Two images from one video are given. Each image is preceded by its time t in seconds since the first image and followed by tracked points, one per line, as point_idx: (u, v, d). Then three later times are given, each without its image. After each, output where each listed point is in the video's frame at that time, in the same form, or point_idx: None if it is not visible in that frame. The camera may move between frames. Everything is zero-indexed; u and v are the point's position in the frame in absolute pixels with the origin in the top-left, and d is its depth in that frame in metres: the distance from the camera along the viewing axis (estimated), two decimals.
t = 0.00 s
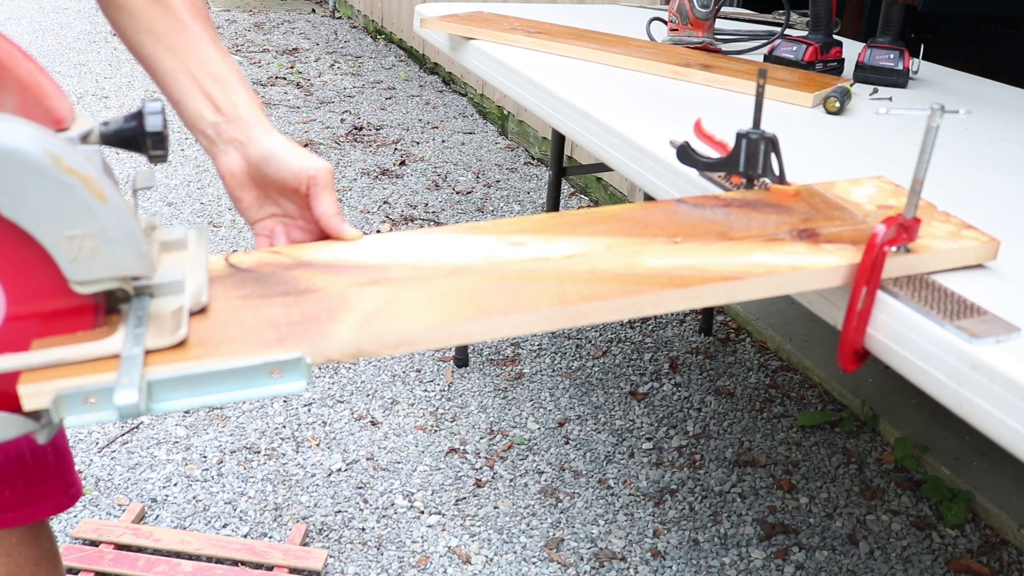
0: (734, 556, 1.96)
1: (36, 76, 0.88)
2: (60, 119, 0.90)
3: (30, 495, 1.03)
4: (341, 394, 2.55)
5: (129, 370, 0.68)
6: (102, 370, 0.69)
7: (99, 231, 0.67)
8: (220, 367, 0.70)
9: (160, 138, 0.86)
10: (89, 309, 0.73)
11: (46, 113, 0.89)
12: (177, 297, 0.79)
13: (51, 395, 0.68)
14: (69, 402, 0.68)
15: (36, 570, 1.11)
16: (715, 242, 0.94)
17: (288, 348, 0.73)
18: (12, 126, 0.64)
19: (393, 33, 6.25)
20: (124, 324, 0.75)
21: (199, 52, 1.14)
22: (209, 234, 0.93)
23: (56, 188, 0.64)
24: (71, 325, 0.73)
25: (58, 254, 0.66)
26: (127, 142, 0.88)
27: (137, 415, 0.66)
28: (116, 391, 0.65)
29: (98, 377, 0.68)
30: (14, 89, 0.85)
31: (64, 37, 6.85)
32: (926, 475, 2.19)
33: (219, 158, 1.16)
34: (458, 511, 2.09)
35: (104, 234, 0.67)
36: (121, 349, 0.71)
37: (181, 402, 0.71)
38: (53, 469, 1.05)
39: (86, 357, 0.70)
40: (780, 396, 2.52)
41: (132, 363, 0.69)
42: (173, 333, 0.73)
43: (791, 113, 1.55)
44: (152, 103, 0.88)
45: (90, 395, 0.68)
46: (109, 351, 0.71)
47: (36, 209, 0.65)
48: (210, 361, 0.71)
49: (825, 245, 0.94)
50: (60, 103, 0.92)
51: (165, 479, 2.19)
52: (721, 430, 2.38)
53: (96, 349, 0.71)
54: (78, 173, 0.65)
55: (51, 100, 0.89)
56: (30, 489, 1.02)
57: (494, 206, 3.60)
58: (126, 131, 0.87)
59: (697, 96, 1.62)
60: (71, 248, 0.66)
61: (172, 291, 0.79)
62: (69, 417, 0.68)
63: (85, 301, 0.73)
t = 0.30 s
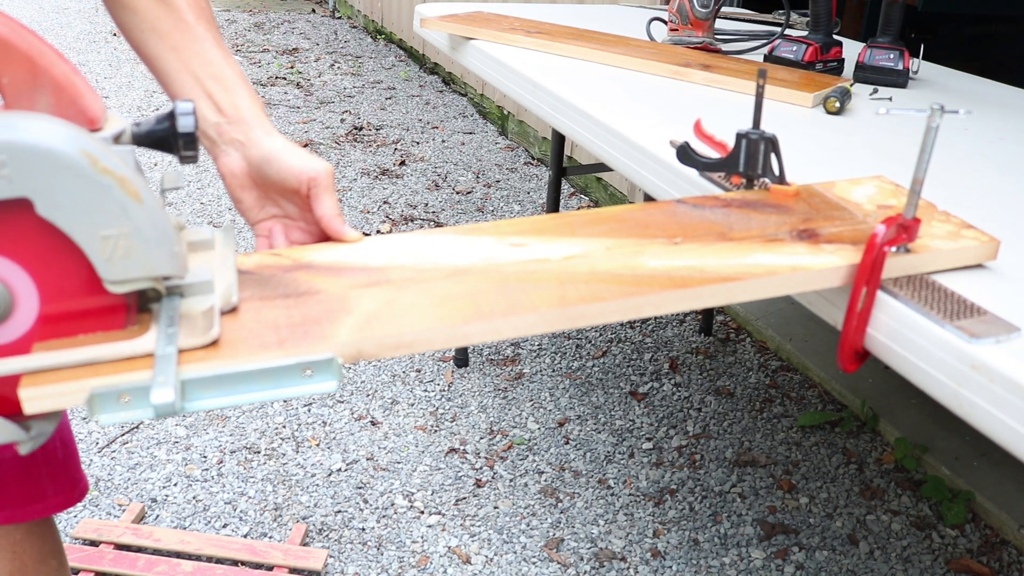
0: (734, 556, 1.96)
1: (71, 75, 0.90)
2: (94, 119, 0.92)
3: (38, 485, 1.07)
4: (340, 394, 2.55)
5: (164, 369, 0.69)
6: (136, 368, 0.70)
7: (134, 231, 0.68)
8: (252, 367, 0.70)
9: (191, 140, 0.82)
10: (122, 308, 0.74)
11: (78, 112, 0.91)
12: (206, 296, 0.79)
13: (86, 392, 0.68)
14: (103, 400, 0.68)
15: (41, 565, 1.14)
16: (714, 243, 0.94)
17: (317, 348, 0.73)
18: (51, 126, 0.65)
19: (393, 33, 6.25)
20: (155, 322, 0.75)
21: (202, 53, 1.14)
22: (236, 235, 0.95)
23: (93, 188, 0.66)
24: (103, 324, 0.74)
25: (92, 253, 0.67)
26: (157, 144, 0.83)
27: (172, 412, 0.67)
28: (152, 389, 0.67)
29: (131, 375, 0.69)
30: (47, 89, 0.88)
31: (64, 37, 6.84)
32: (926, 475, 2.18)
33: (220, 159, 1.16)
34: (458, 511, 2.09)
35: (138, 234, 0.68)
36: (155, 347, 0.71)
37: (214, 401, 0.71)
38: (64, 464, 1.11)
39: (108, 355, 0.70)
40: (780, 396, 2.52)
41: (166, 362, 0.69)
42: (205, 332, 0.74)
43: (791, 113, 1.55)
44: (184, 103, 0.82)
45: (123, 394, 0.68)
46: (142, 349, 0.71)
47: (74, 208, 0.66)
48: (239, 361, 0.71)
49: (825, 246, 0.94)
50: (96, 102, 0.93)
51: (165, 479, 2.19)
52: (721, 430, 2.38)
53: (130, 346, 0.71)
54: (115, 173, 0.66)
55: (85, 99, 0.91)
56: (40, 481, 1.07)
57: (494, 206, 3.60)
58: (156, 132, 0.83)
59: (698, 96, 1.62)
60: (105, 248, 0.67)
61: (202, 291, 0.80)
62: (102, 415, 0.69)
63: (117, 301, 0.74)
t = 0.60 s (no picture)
0: (734, 556, 1.96)
1: (86, 69, 0.91)
2: (107, 112, 0.92)
3: (62, 474, 1.14)
4: (340, 393, 2.55)
5: (178, 360, 0.69)
6: (150, 359, 0.70)
7: (149, 223, 0.68)
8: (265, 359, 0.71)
9: (204, 133, 0.83)
10: (135, 301, 0.75)
11: (93, 105, 0.91)
12: (217, 290, 0.80)
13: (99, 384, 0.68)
14: (117, 392, 0.68)
15: (58, 557, 1.18)
16: (714, 242, 0.94)
17: (330, 341, 0.74)
18: (69, 117, 0.65)
19: (393, 33, 6.25)
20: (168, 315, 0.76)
21: (233, 61, 1.13)
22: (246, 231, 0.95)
23: (109, 179, 0.66)
24: (116, 316, 0.74)
25: (108, 245, 0.68)
26: (171, 137, 0.85)
27: (187, 403, 0.68)
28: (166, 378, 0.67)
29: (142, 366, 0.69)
30: (63, 81, 0.90)
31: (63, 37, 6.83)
32: (926, 475, 2.18)
33: (264, 166, 1.16)
34: (458, 511, 2.09)
35: (153, 227, 0.68)
36: (168, 340, 0.72)
37: (227, 393, 0.71)
38: (83, 454, 1.18)
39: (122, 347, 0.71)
40: (780, 396, 2.52)
41: (180, 354, 0.70)
42: (217, 325, 0.74)
43: (791, 112, 1.55)
44: (197, 96, 0.83)
45: (137, 386, 0.68)
46: (155, 341, 0.72)
47: (88, 199, 0.66)
48: (251, 354, 0.72)
49: (825, 245, 0.94)
50: (111, 96, 0.93)
51: (165, 479, 2.19)
52: (721, 430, 2.38)
53: (143, 338, 0.72)
54: (130, 164, 0.67)
55: (101, 93, 0.92)
56: (64, 470, 1.14)
57: (494, 206, 3.60)
58: (170, 126, 0.84)
59: (698, 96, 1.62)
60: (120, 240, 0.68)
61: (213, 283, 0.80)
62: (114, 407, 0.69)
63: (130, 293, 0.74)
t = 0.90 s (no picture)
0: (734, 556, 1.96)
1: (153, 62, 0.90)
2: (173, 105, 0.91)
3: (73, 473, 1.19)
4: (340, 394, 2.55)
5: (249, 349, 0.71)
6: (219, 348, 0.73)
7: (217, 214, 0.71)
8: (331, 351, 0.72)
9: (268, 127, 0.81)
10: (199, 291, 0.77)
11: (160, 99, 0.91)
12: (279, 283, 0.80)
13: (170, 372, 0.71)
14: (186, 380, 0.71)
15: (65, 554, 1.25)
16: (714, 241, 0.94)
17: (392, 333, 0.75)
18: (143, 112, 0.69)
19: (393, 33, 6.24)
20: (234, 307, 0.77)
21: (247, 61, 1.17)
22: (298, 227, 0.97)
23: (182, 170, 0.69)
24: (180, 305, 0.76)
25: (177, 236, 0.71)
26: (235, 131, 0.82)
27: (259, 392, 0.71)
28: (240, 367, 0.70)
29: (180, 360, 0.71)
30: (131, 74, 0.88)
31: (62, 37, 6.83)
32: (926, 475, 2.18)
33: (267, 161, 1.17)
34: (458, 511, 2.09)
35: (222, 217, 0.72)
36: (236, 329, 0.74)
37: (292, 382, 0.73)
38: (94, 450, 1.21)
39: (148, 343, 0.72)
40: (780, 396, 2.52)
41: (249, 343, 0.72)
42: (283, 315, 0.76)
43: (791, 112, 1.55)
44: (259, 89, 0.81)
45: (205, 374, 0.71)
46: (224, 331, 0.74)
47: (157, 189, 0.69)
48: (313, 345, 0.73)
49: (825, 245, 0.94)
50: (173, 89, 0.93)
51: (165, 479, 2.19)
52: (721, 430, 2.38)
53: (214, 327, 0.74)
54: (201, 157, 0.70)
55: (166, 86, 0.92)
56: (79, 470, 1.19)
57: (494, 206, 3.60)
58: (234, 119, 0.81)
59: (698, 96, 1.62)
60: (189, 231, 0.71)
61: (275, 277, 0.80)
62: (183, 396, 0.71)
63: (195, 284, 0.76)
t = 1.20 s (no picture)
0: (734, 556, 1.96)
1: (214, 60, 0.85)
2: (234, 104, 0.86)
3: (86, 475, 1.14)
4: (340, 394, 2.55)
5: (311, 343, 0.74)
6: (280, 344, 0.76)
7: (277, 211, 0.75)
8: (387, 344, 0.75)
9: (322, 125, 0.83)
10: (257, 287, 0.80)
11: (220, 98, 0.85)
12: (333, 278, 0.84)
13: (232, 366, 0.74)
14: (248, 373, 0.74)
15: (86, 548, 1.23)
16: (714, 242, 0.94)
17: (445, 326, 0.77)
18: (203, 107, 0.71)
19: (393, 33, 6.24)
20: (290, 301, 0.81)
21: (290, 65, 1.22)
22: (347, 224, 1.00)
23: (248, 168, 0.73)
24: (239, 302, 0.80)
25: (240, 232, 0.75)
26: (291, 129, 0.84)
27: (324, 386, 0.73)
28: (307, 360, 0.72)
29: (176, 364, 0.73)
30: (191, 73, 0.83)
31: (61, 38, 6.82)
32: (926, 475, 2.18)
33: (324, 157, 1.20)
34: (458, 511, 2.09)
35: (281, 214, 0.75)
36: (296, 324, 0.77)
37: (352, 377, 0.75)
38: (109, 450, 1.17)
39: (155, 347, 0.74)
40: (780, 396, 2.52)
41: (311, 338, 0.75)
42: (340, 310, 0.79)
43: (790, 112, 1.55)
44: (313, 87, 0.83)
45: (267, 368, 0.74)
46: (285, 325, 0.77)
47: (230, 189, 0.73)
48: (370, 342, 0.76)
49: (825, 245, 0.94)
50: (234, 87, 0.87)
51: (165, 479, 2.19)
52: (721, 430, 2.38)
53: (273, 322, 0.77)
54: (265, 154, 0.74)
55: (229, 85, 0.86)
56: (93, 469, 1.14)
57: (493, 206, 3.60)
58: (289, 118, 0.83)
59: (698, 96, 1.62)
60: (251, 227, 0.75)
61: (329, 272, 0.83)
62: (245, 389, 0.74)
63: (254, 280, 0.80)
